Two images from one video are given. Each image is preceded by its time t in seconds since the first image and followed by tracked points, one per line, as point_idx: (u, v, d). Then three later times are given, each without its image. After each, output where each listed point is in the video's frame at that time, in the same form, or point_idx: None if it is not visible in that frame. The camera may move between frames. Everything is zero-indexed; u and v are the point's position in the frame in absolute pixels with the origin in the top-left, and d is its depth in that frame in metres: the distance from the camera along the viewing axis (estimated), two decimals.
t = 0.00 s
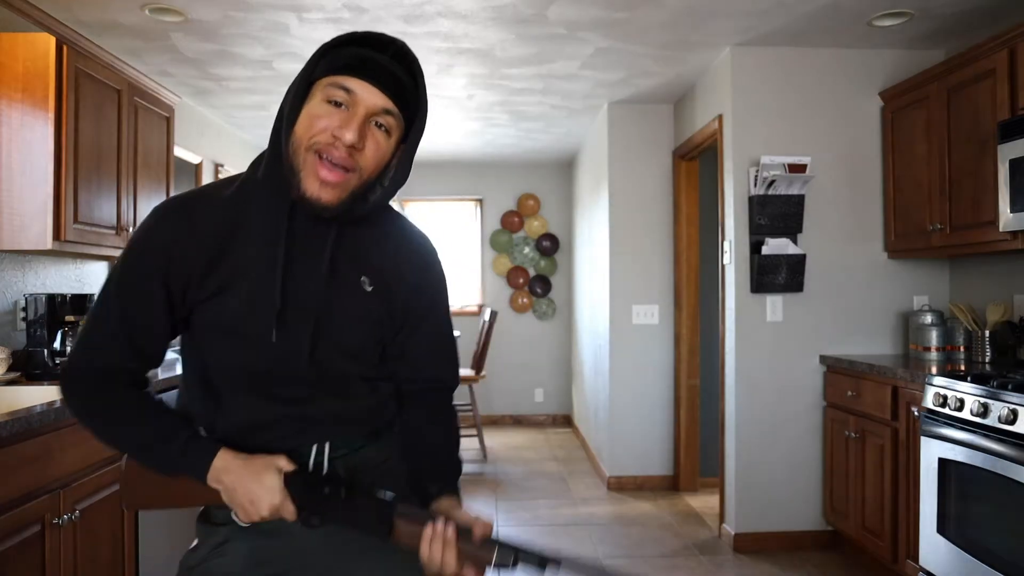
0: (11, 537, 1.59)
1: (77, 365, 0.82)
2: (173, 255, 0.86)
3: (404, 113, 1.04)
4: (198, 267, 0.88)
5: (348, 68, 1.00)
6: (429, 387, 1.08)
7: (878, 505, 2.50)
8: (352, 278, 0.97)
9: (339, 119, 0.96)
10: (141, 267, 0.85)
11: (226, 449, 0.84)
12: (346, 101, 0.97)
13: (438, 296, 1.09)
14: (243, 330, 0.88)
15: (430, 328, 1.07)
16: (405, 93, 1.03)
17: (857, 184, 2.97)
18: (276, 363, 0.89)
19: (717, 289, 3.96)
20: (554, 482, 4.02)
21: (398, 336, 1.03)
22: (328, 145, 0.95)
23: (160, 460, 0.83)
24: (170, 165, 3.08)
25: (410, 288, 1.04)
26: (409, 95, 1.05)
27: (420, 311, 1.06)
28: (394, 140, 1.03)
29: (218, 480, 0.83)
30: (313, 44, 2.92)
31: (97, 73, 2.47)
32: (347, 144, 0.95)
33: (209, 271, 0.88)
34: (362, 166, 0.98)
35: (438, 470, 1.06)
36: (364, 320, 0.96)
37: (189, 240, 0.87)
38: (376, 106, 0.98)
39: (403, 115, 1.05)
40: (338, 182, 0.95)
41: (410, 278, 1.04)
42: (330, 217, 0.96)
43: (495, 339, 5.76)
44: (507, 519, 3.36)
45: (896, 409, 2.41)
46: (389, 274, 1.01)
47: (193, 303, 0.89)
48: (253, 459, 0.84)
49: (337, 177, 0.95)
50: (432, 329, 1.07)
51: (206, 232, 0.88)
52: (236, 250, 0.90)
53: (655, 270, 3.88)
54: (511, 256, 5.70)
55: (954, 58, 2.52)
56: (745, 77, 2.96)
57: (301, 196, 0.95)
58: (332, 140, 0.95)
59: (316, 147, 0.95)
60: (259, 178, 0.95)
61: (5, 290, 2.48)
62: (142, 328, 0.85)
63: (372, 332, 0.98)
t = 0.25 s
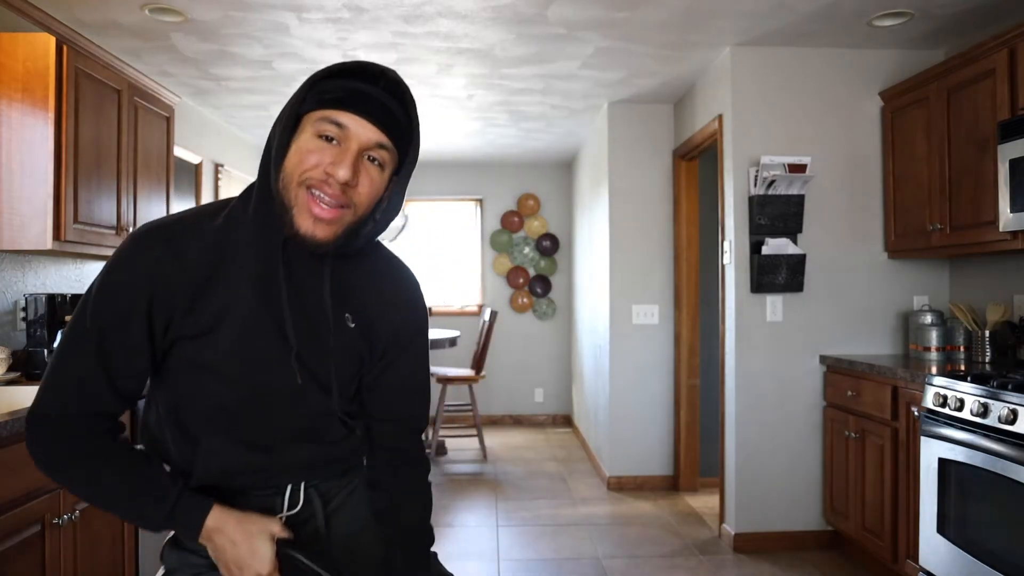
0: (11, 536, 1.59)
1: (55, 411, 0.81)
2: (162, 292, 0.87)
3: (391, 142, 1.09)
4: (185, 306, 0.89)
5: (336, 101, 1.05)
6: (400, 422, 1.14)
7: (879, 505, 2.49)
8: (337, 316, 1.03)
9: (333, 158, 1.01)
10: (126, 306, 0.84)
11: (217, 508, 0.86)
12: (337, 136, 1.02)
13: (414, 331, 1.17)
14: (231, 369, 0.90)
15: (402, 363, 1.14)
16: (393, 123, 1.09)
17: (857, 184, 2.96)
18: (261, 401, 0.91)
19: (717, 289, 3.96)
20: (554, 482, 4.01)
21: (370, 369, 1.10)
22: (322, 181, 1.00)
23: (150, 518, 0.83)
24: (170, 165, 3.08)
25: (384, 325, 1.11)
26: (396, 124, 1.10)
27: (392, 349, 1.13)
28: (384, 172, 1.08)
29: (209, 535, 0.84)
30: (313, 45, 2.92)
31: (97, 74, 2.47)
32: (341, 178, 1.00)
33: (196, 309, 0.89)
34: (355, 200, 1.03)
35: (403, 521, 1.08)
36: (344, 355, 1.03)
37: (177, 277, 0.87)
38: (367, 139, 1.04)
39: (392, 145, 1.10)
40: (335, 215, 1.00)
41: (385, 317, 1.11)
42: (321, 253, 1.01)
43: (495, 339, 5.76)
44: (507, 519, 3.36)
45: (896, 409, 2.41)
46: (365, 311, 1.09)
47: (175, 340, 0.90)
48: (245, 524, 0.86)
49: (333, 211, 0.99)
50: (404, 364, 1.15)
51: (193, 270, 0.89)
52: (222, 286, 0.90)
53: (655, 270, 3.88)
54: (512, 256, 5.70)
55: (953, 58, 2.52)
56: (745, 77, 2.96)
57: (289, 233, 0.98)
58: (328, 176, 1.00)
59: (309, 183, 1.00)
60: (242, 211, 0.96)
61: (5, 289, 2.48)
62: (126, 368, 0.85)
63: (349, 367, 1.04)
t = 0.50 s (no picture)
0: (11, 536, 1.59)
1: (140, 392, 0.83)
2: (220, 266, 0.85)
3: (401, 75, 0.97)
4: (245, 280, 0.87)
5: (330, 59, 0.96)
6: (466, 407, 1.01)
7: (879, 505, 2.50)
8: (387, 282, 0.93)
9: (347, 109, 0.91)
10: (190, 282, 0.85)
11: (281, 495, 0.83)
12: (339, 90, 0.92)
13: (479, 303, 1.01)
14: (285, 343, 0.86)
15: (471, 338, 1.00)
16: (388, 53, 0.96)
17: (857, 185, 2.97)
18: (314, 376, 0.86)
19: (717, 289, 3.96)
20: (554, 482, 4.02)
21: (438, 343, 0.98)
22: (344, 137, 0.90)
23: (219, 493, 0.82)
24: (170, 165, 3.08)
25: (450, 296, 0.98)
26: (396, 54, 0.97)
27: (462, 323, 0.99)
28: (405, 107, 0.95)
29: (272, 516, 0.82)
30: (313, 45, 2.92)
31: (97, 74, 2.47)
32: (357, 126, 0.89)
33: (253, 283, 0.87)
34: (386, 146, 0.92)
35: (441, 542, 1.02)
36: (399, 328, 0.92)
37: (240, 251, 0.87)
38: (365, 79, 0.92)
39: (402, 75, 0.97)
40: (370, 171, 0.91)
41: (445, 283, 0.98)
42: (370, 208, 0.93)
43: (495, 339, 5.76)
44: (507, 519, 3.36)
45: (896, 409, 2.41)
46: (424, 279, 0.96)
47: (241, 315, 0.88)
48: (304, 521, 0.82)
49: (367, 167, 0.90)
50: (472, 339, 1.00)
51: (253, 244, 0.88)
52: (285, 259, 0.89)
53: (656, 270, 3.88)
54: (512, 256, 5.70)
55: (953, 58, 2.53)
56: (745, 77, 2.96)
57: (345, 204, 0.92)
58: (349, 125, 0.89)
59: (336, 146, 0.90)
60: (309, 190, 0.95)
61: (5, 289, 2.48)
62: (195, 345, 0.84)
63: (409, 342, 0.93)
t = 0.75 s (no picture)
0: (11, 537, 1.59)
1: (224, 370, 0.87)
2: (281, 247, 0.87)
3: (435, 51, 0.95)
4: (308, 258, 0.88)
5: (363, 49, 0.96)
6: (516, 384, 0.96)
7: (878, 506, 2.50)
8: (435, 254, 0.91)
9: (383, 84, 0.91)
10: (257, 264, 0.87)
11: (346, 470, 0.86)
12: (374, 69, 0.92)
13: (527, 274, 0.96)
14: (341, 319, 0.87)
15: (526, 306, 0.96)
16: (417, 30, 0.95)
17: (857, 184, 2.97)
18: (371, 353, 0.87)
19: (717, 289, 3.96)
20: (554, 482, 4.02)
21: (487, 316, 0.94)
22: (387, 113, 0.90)
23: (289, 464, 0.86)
24: (171, 165, 3.08)
25: (500, 264, 0.94)
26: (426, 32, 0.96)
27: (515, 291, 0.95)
28: (442, 77, 0.94)
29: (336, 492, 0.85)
30: (314, 45, 2.92)
31: (97, 73, 2.47)
32: (396, 97, 0.89)
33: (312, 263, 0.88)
34: (428, 118, 0.91)
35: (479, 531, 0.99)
36: (447, 301, 0.90)
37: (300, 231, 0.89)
38: (398, 55, 0.91)
39: (435, 51, 0.96)
40: (416, 145, 0.90)
41: (496, 251, 0.95)
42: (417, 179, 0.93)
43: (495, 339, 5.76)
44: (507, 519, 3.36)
45: (896, 409, 2.41)
46: (472, 249, 0.94)
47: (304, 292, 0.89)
48: (368, 501, 0.85)
49: (411, 142, 0.90)
50: (526, 309, 0.96)
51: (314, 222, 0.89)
52: (341, 236, 0.89)
53: (656, 270, 3.88)
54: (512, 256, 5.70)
55: (954, 58, 2.53)
56: (746, 77, 2.96)
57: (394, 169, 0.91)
58: (387, 100, 0.89)
59: (379, 122, 0.90)
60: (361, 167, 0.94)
61: (5, 289, 2.48)
62: (261, 326, 0.86)
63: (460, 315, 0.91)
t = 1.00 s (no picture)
0: (11, 537, 1.59)
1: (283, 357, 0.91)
2: (331, 235, 0.93)
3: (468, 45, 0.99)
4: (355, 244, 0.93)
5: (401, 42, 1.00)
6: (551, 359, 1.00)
7: (878, 506, 2.50)
8: (469, 234, 0.96)
9: (420, 73, 0.95)
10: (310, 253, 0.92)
11: (396, 461, 0.89)
12: (411, 59, 0.96)
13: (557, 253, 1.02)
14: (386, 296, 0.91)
15: (557, 284, 1.00)
16: (453, 24, 0.99)
17: (857, 184, 2.97)
18: (416, 328, 0.92)
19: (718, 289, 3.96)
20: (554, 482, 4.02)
21: (521, 294, 0.99)
22: (421, 100, 0.94)
23: (343, 448, 0.89)
24: (171, 165, 3.08)
25: (531, 243, 1.00)
26: (461, 30, 1.00)
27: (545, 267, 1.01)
28: (474, 69, 0.98)
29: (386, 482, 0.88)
30: (314, 45, 2.92)
31: (97, 74, 2.47)
32: (431, 84, 0.93)
33: (357, 246, 0.93)
34: (460, 107, 0.95)
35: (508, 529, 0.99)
36: (485, 279, 0.95)
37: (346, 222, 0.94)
38: (432, 46, 0.95)
39: (468, 44, 1.00)
40: (448, 130, 0.95)
41: (526, 231, 1.00)
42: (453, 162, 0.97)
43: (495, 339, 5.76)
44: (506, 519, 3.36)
45: (896, 409, 2.41)
46: (506, 229, 0.99)
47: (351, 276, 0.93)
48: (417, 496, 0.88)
49: (444, 128, 0.94)
50: (557, 287, 1.01)
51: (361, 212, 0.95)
52: (382, 220, 0.95)
53: (656, 270, 3.88)
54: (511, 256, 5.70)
55: (954, 58, 2.53)
56: (746, 76, 2.96)
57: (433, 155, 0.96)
58: (423, 87, 0.94)
59: (415, 108, 0.94)
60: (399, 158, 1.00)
61: (5, 289, 2.48)
62: (315, 310, 0.90)
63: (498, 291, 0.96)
